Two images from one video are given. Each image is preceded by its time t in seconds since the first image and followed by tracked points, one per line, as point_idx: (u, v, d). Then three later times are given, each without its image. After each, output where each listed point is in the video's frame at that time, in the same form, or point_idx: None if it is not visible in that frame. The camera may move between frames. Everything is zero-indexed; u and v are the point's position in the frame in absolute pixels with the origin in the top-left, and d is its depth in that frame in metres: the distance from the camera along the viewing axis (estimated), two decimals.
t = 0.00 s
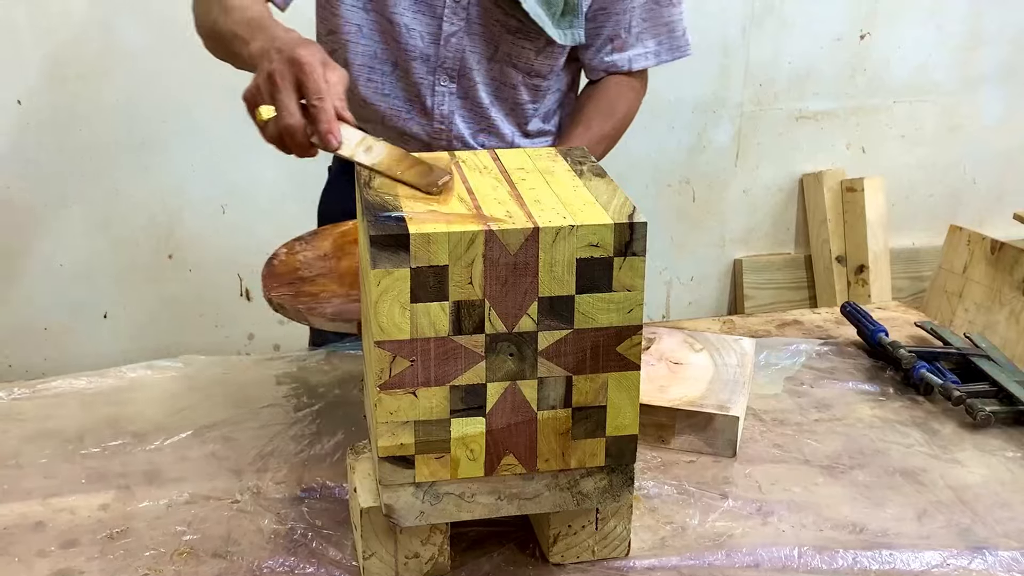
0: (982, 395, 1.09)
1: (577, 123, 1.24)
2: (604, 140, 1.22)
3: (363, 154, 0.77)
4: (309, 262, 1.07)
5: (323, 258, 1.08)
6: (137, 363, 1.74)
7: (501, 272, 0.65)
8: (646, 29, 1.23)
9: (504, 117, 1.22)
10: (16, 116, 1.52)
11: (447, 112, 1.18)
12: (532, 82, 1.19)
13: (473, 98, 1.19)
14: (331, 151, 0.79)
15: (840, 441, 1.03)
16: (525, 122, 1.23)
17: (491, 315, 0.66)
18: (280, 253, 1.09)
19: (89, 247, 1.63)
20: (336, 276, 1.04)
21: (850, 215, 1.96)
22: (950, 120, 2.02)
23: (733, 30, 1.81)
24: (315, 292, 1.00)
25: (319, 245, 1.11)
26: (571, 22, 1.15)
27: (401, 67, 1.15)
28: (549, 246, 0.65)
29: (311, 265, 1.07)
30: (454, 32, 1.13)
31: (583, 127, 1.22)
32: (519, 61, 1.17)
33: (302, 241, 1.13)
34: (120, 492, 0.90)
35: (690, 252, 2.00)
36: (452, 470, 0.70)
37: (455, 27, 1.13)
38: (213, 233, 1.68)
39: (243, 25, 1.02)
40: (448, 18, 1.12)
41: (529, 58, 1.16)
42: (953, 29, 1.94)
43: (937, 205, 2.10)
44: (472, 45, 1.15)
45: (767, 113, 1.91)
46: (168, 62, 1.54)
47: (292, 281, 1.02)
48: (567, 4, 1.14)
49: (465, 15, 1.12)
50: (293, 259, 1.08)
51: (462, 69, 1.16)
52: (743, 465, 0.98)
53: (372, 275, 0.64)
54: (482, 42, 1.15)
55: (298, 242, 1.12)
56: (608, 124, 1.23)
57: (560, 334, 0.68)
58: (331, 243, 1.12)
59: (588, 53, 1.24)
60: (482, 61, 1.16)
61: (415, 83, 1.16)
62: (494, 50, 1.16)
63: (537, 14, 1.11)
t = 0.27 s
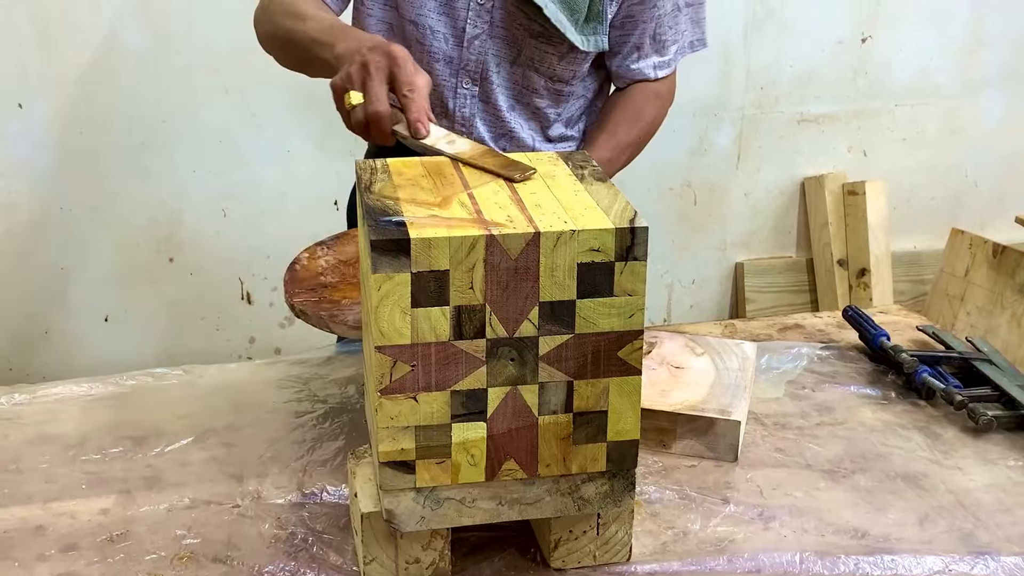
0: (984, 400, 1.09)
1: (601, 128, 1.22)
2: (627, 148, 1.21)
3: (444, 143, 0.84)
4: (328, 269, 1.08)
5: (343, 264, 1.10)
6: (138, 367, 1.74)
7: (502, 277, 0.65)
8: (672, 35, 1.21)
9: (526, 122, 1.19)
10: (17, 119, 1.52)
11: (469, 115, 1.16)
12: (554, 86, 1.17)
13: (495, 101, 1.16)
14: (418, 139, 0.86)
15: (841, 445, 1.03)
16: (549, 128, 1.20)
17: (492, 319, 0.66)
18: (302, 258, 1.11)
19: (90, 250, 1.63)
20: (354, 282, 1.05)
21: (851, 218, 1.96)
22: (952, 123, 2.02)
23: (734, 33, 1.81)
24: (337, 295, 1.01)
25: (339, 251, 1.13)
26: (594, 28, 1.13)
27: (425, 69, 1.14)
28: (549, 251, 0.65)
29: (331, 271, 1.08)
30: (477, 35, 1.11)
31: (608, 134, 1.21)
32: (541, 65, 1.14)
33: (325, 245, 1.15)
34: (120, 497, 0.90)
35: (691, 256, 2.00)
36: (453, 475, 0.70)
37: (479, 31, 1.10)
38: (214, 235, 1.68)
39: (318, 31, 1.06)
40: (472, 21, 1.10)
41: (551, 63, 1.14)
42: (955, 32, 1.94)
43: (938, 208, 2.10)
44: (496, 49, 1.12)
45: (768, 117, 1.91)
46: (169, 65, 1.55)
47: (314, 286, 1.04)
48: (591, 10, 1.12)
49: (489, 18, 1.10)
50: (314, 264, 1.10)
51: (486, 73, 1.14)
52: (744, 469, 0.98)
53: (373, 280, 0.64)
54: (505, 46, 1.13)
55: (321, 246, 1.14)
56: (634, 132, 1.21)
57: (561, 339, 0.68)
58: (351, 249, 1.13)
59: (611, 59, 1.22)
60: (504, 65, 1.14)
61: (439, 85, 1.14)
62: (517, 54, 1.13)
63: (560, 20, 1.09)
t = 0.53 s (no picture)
0: (986, 400, 1.08)
1: (604, 128, 1.20)
2: (629, 148, 1.18)
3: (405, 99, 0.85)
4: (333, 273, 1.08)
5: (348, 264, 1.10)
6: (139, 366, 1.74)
7: (504, 277, 0.65)
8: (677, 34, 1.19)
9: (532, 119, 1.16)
10: (19, 119, 1.52)
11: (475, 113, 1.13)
12: (560, 83, 1.14)
13: (501, 98, 1.14)
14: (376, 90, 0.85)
15: (844, 446, 1.03)
16: (555, 126, 1.18)
17: (494, 320, 0.66)
18: (305, 259, 1.11)
19: (91, 250, 1.63)
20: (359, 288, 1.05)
21: (853, 218, 1.96)
22: (955, 122, 2.02)
23: (736, 33, 1.81)
24: (342, 302, 1.02)
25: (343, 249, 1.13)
26: (601, 25, 1.11)
27: (429, 65, 1.10)
28: (552, 251, 0.64)
29: (336, 275, 1.08)
30: (483, 31, 1.08)
31: (610, 133, 1.19)
32: (548, 62, 1.12)
33: (329, 245, 1.14)
34: (121, 497, 0.90)
35: (692, 256, 1.99)
36: (455, 476, 0.70)
37: (485, 26, 1.08)
38: (216, 235, 1.68)
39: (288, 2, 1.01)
40: (478, 17, 1.08)
41: (558, 59, 1.12)
42: (957, 32, 1.94)
43: (941, 208, 2.10)
44: (502, 45, 1.10)
45: (770, 117, 1.91)
46: (171, 65, 1.54)
47: (318, 292, 1.04)
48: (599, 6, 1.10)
49: (495, 13, 1.08)
50: (318, 267, 1.09)
51: (491, 69, 1.11)
52: (746, 469, 0.97)
53: (375, 280, 0.63)
54: (511, 42, 1.10)
55: (326, 246, 1.14)
56: (637, 131, 1.19)
57: (563, 339, 0.67)
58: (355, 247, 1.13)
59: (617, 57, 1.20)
60: (511, 61, 1.11)
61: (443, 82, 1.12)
62: (523, 49, 1.11)
63: (566, 15, 1.07)
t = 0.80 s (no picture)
0: (986, 397, 1.08)
1: (590, 125, 1.22)
2: (616, 142, 1.21)
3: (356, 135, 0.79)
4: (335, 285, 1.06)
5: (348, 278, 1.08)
6: (139, 365, 1.74)
7: (503, 274, 0.65)
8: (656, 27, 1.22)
9: (514, 118, 1.19)
10: (19, 117, 1.52)
11: (458, 116, 1.15)
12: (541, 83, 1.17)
13: (484, 101, 1.16)
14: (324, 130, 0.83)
15: (843, 443, 1.03)
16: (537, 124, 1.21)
17: (493, 317, 0.66)
18: (304, 271, 1.08)
19: (91, 248, 1.63)
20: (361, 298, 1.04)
21: (853, 216, 1.96)
22: (955, 120, 2.02)
23: (736, 31, 1.81)
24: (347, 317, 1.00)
25: (341, 260, 1.11)
26: (584, 24, 1.14)
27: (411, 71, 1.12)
28: (551, 249, 0.64)
29: (337, 286, 1.06)
30: (464, 36, 1.10)
31: (597, 130, 1.21)
32: (529, 63, 1.14)
33: (325, 253, 1.12)
34: (122, 494, 0.90)
35: (692, 254, 1.99)
36: (454, 473, 0.70)
37: (465, 32, 1.10)
38: (215, 233, 1.68)
39: (224, 25, 1.03)
40: (458, 23, 1.09)
41: (539, 60, 1.14)
42: (957, 30, 1.94)
43: (941, 206, 2.10)
44: (482, 49, 1.12)
45: (770, 115, 1.91)
46: (170, 63, 1.54)
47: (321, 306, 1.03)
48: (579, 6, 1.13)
49: (475, 18, 1.10)
50: (318, 277, 1.07)
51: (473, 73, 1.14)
52: (746, 467, 0.97)
53: (374, 278, 0.63)
54: (491, 46, 1.12)
55: (322, 254, 1.12)
56: (622, 126, 1.21)
57: (562, 337, 0.67)
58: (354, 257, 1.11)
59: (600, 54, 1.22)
60: (491, 64, 1.14)
61: (426, 87, 1.14)
62: (504, 53, 1.13)
63: (549, 17, 1.09)
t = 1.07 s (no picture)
0: (984, 395, 1.09)
1: (551, 117, 1.26)
2: (579, 131, 1.24)
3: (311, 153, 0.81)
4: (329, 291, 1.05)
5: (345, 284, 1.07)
6: (138, 365, 1.74)
7: (502, 273, 0.65)
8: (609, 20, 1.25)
9: (466, 120, 1.20)
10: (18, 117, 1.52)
11: (410, 119, 1.17)
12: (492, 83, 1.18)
13: (434, 103, 1.17)
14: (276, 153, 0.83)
15: (842, 441, 1.03)
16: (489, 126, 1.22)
17: (492, 315, 0.66)
18: (295, 279, 1.07)
19: (89, 248, 1.63)
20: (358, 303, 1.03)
21: (852, 215, 1.96)
22: (955, 118, 2.02)
23: (736, 30, 1.81)
24: (348, 323, 0.99)
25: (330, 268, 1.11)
26: (536, 22, 1.17)
27: (359, 75, 1.13)
28: (549, 247, 0.65)
29: (331, 291, 1.05)
30: (414, 39, 1.12)
31: (561, 121, 1.24)
32: (479, 63, 1.16)
33: (312, 259, 1.13)
34: (121, 493, 0.90)
35: (691, 253, 2.00)
36: (454, 471, 0.70)
37: (415, 34, 1.12)
38: (214, 232, 1.68)
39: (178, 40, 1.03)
40: (407, 25, 1.11)
41: (490, 60, 1.15)
42: (957, 29, 1.94)
43: (940, 205, 2.10)
44: (431, 51, 1.14)
45: (769, 113, 1.91)
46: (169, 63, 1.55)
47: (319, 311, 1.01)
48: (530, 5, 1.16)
49: (424, 20, 1.11)
50: (310, 285, 1.06)
51: (424, 75, 1.15)
52: (745, 465, 0.97)
53: (373, 276, 0.64)
54: (441, 47, 1.14)
55: (310, 261, 1.12)
56: (582, 116, 1.25)
57: (561, 335, 0.68)
58: (344, 267, 1.11)
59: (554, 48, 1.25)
60: (441, 66, 1.15)
61: (377, 92, 1.14)
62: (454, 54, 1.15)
63: (502, 18, 1.12)
